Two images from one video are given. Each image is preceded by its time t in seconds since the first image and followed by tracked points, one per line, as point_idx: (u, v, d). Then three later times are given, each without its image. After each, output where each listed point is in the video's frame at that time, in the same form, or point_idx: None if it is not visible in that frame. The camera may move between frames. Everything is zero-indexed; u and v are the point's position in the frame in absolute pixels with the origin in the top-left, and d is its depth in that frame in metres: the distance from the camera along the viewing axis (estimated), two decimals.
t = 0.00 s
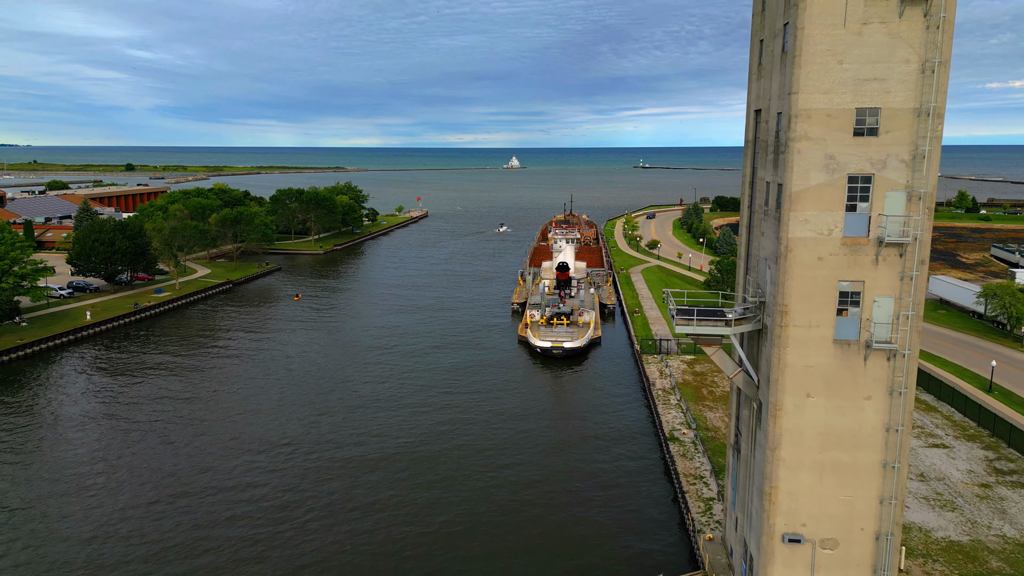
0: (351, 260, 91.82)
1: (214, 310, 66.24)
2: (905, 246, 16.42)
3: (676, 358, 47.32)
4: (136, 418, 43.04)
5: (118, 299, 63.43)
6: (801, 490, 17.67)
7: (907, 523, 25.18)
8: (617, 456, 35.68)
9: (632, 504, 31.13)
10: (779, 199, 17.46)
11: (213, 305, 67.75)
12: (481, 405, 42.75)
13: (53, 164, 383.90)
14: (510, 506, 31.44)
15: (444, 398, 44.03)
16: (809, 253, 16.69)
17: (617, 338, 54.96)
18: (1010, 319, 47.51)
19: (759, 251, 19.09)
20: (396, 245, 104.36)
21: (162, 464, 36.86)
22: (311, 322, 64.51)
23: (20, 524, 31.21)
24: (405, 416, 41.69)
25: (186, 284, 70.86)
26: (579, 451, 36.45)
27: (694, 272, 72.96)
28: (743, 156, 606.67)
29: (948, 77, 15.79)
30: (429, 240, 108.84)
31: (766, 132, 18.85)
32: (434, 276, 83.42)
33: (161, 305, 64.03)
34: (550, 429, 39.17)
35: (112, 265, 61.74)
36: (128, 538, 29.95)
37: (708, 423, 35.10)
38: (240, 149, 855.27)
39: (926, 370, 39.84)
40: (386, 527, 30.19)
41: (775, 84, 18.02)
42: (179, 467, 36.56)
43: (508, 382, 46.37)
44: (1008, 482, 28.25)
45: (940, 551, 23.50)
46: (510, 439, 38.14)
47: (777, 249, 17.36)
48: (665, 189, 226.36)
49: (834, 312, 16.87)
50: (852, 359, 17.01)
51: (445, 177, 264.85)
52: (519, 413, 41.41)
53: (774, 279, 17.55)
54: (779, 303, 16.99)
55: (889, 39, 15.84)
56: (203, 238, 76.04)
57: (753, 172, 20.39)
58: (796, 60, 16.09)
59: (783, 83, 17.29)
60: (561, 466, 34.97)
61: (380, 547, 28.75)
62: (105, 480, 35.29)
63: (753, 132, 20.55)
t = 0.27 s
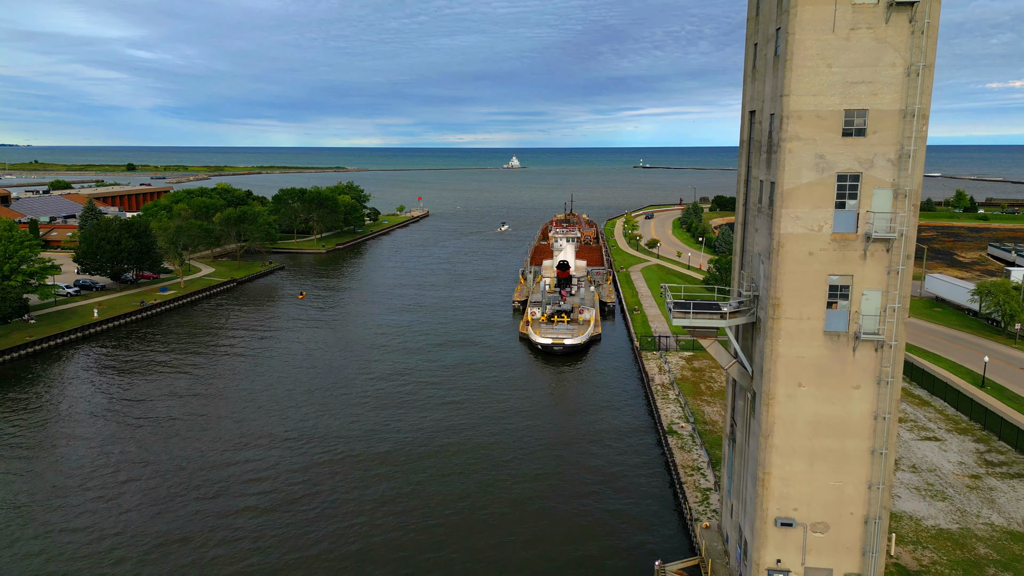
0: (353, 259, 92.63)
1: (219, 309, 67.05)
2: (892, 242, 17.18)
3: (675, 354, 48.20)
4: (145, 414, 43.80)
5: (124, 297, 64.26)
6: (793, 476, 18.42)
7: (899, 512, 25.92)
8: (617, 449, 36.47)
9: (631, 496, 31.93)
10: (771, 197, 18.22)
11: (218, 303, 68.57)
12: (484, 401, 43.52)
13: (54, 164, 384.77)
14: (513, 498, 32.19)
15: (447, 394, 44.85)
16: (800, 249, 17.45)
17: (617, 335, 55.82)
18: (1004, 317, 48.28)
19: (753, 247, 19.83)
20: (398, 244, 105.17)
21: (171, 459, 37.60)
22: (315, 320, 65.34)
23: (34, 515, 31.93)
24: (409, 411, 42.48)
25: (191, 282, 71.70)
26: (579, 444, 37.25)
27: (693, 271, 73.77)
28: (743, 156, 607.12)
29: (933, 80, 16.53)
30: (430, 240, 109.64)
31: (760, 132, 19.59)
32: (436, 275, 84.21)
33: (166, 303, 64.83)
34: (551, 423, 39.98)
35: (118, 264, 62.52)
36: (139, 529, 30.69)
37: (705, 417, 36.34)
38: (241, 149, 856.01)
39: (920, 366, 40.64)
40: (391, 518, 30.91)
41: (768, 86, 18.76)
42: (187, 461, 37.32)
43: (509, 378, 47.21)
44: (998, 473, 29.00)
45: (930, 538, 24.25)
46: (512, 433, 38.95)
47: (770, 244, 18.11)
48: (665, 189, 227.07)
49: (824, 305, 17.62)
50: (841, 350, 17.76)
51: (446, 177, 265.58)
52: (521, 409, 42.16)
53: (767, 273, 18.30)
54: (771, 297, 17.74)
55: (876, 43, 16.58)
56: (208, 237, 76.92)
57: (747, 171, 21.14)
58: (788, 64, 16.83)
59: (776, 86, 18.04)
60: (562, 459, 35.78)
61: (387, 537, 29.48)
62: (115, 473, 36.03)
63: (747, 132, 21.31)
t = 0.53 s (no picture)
0: (356, 258, 93.43)
1: (223, 307, 67.84)
2: (880, 238, 17.94)
3: (674, 350, 49.04)
4: (152, 410, 44.56)
5: (130, 296, 65.13)
6: (785, 463, 19.18)
7: (890, 501, 26.68)
8: (616, 443, 37.24)
9: (630, 488, 32.68)
10: (764, 194, 18.96)
11: (222, 301, 69.38)
12: (486, 397, 44.31)
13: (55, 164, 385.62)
14: (515, 491, 32.92)
15: (449, 390, 45.61)
16: (792, 245, 18.20)
17: (616, 332, 56.69)
18: (997, 314, 49.05)
19: (747, 243, 20.58)
20: (399, 243, 105.98)
21: (178, 454, 38.36)
22: (318, 318, 66.13)
23: (46, 509, 32.71)
24: (412, 407, 43.27)
25: (196, 281, 72.57)
26: (579, 439, 38.01)
27: (692, 269, 74.57)
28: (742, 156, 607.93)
29: (918, 83, 17.28)
30: (431, 239, 110.44)
31: (754, 132, 20.34)
32: (437, 274, 85.02)
33: (171, 302, 65.61)
34: (552, 418, 40.76)
35: (124, 263, 63.39)
36: (151, 521, 31.46)
37: (703, 412, 37.53)
38: (241, 149, 856.97)
39: (914, 362, 41.40)
40: (396, 510, 31.67)
41: (761, 89, 19.52)
42: (195, 456, 38.07)
43: (510, 374, 48.01)
44: (988, 465, 29.74)
45: (920, 526, 24.97)
46: (513, 428, 39.73)
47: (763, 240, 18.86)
48: (665, 189, 227.86)
49: (815, 298, 18.37)
50: (831, 342, 18.52)
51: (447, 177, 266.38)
52: (522, 404, 42.94)
53: (760, 268, 19.06)
54: (764, 290, 18.50)
55: (864, 48, 17.33)
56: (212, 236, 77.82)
57: (742, 170, 21.88)
58: (779, 67, 17.58)
59: (769, 88, 18.78)
60: (563, 452, 36.54)
61: (392, 528, 30.22)
62: (124, 468, 36.77)
63: (743, 133, 22.03)
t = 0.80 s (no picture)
0: (357, 258, 94.18)
1: (227, 305, 68.62)
2: (868, 234, 18.67)
3: (672, 347, 49.84)
4: (159, 407, 45.30)
5: (136, 294, 65.99)
6: (777, 451, 19.92)
7: (882, 492, 27.42)
8: (615, 438, 38.00)
9: (629, 481, 33.44)
10: (757, 193, 19.69)
11: (226, 300, 70.15)
12: (487, 393, 45.09)
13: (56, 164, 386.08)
14: (517, 484, 33.70)
15: (452, 387, 46.39)
16: (783, 241, 18.94)
17: (616, 330, 57.50)
18: (991, 311, 49.82)
19: (741, 240, 21.31)
20: (401, 243, 106.71)
21: (186, 448, 39.14)
22: (322, 316, 66.92)
23: (59, 502, 33.48)
24: (415, 403, 44.03)
25: (200, 279, 73.38)
26: (579, 433, 38.78)
27: (691, 268, 75.34)
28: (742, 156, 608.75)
29: (904, 85, 18.00)
30: (432, 239, 111.19)
31: (748, 133, 21.06)
32: (439, 273, 85.78)
33: (176, 300, 66.41)
34: (552, 413, 41.53)
35: (130, 262, 64.24)
36: (161, 513, 32.22)
37: (701, 406, 38.54)
38: (241, 149, 857.60)
39: (908, 358, 42.16)
40: (400, 502, 32.45)
41: (755, 91, 20.24)
42: (202, 450, 38.83)
43: (512, 371, 48.76)
44: (978, 457, 30.46)
45: (910, 515, 25.71)
46: (514, 423, 40.50)
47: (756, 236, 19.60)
48: (665, 189, 228.58)
49: (806, 293, 19.11)
50: (821, 334, 19.25)
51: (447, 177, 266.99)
52: (523, 400, 43.73)
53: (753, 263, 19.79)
54: (757, 285, 19.23)
55: (853, 52, 18.05)
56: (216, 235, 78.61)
57: (737, 169, 22.62)
58: (772, 70, 18.31)
59: (762, 90, 19.51)
60: (563, 447, 37.31)
61: (397, 519, 30.99)
62: (133, 463, 37.54)
63: (737, 132, 22.75)
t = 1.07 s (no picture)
0: (359, 257, 94.94)
1: (231, 303, 69.51)
2: (857, 231, 19.41)
3: (671, 344, 50.66)
4: (168, 403, 46.13)
5: (141, 292, 66.81)
6: (770, 441, 20.66)
7: (874, 483, 28.14)
8: (616, 432, 38.78)
9: (629, 475, 34.23)
10: (751, 191, 20.39)
11: (230, 298, 71.05)
12: (489, 390, 45.83)
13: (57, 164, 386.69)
14: (519, 477, 34.42)
15: (455, 383, 47.18)
16: (776, 237, 19.67)
17: (615, 328, 58.33)
18: (986, 309, 50.56)
19: (736, 238, 22.02)
20: (402, 242, 107.49)
21: (195, 443, 39.97)
22: (325, 315, 67.72)
23: (70, 495, 34.24)
24: (419, 399, 44.84)
25: (204, 278, 74.22)
26: (580, 428, 39.57)
27: (690, 267, 76.14)
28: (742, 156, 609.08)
29: (892, 88, 18.73)
30: (433, 238, 111.97)
31: (742, 134, 21.81)
32: (440, 272, 86.56)
33: (181, 298, 67.33)
34: (554, 409, 42.31)
35: (136, 261, 65.05)
36: (172, 505, 32.99)
37: (698, 401, 39.55)
38: (242, 149, 858.52)
39: (903, 354, 42.91)
40: (406, 494, 33.24)
41: (749, 93, 20.95)
42: (209, 445, 39.59)
43: (513, 368, 49.57)
44: (969, 450, 31.17)
45: (901, 505, 26.41)
46: (516, 418, 41.30)
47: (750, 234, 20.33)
48: (664, 189, 229.40)
49: (797, 287, 19.83)
50: (813, 327, 19.98)
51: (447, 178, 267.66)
52: (525, 396, 44.55)
53: (747, 260, 20.53)
54: (751, 280, 19.95)
55: (842, 56, 18.79)
56: (220, 234, 79.41)
57: (731, 169, 23.33)
58: (765, 73, 19.05)
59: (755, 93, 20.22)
60: (564, 441, 38.12)
61: (402, 511, 31.73)
62: (141, 458, 38.27)
63: (733, 133, 23.47)
